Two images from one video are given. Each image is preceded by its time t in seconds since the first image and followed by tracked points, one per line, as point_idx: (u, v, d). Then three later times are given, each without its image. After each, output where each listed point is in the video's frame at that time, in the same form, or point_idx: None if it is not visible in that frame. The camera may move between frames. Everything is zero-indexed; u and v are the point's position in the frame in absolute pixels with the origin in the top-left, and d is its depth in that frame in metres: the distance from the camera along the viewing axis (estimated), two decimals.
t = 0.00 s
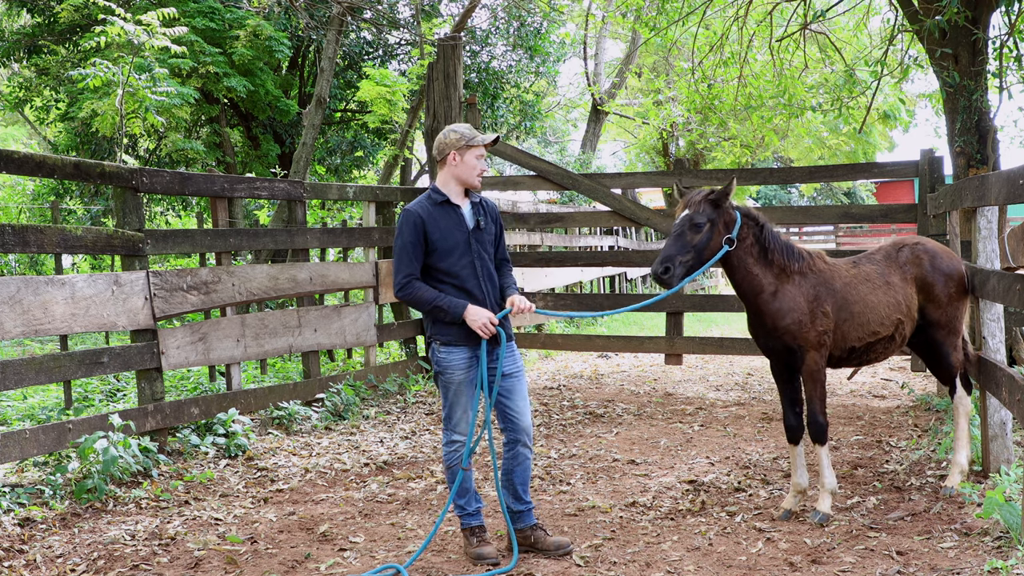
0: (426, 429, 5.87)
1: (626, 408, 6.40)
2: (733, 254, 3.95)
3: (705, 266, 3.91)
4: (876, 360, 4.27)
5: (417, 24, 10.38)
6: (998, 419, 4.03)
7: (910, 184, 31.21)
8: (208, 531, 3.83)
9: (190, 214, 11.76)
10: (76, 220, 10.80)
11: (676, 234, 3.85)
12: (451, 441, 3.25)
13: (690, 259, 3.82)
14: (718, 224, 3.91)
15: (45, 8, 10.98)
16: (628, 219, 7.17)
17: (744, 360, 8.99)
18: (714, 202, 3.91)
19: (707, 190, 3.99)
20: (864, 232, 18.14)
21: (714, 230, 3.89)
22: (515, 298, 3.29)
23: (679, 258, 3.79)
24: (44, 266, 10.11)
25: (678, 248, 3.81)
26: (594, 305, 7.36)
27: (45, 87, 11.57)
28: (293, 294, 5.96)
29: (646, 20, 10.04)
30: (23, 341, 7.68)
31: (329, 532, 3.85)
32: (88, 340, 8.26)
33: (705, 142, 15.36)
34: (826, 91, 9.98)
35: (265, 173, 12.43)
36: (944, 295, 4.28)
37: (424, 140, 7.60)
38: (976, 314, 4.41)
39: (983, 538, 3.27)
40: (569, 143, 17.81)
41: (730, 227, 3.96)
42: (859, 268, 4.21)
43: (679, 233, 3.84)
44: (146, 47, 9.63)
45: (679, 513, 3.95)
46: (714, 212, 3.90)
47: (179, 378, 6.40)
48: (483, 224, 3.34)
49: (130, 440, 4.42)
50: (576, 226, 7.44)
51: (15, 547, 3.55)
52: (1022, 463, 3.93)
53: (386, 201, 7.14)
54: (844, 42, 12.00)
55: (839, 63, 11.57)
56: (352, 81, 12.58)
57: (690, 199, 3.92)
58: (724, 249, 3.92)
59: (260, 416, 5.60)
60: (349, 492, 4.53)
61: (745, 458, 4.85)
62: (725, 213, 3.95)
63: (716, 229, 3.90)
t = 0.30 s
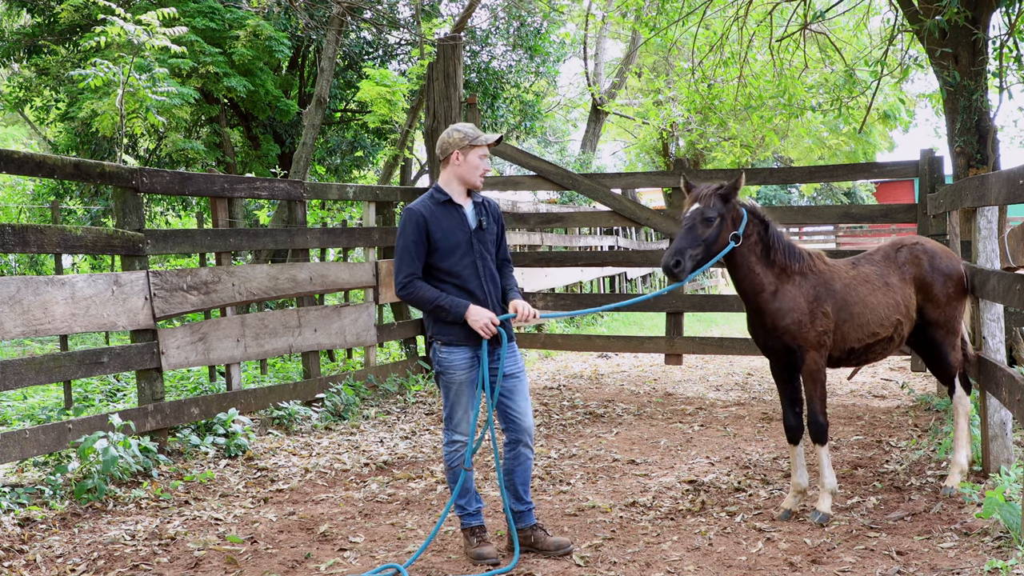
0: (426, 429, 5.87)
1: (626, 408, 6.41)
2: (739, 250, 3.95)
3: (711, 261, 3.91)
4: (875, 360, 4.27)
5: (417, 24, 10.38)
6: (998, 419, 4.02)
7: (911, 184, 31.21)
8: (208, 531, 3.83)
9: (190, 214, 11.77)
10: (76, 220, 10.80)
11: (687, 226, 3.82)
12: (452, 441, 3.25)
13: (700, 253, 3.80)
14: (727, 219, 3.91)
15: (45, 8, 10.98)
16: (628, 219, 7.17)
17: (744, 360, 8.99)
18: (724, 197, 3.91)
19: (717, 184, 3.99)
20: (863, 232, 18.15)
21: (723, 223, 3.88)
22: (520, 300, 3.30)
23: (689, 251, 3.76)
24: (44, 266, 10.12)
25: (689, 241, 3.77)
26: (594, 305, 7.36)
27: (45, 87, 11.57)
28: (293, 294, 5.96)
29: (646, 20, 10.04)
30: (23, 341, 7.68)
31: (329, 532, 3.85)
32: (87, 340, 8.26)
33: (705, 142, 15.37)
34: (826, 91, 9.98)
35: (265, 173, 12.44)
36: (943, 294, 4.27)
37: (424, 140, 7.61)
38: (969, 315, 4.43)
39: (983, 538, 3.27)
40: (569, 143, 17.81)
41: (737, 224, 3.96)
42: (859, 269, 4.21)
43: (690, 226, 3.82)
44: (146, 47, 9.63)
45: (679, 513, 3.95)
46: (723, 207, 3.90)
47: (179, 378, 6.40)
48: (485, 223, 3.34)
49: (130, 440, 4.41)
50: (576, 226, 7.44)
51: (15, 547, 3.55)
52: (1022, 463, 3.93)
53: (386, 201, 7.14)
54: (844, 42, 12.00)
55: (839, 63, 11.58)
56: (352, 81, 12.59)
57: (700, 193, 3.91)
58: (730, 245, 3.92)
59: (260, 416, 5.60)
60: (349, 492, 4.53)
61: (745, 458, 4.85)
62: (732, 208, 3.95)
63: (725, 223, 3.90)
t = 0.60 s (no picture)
0: (426, 429, 5.87)
1: (626, 408, 6.41)
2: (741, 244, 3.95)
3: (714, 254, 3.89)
4: (875, 360, 4.27)
5: (417, 24, 10.37)
6: (998, 419, 4.02)
7: (910, 184, 31.21)
8: (208, 531, 3.83)
9: (190, 214, 11.77)
10: (76, 220, 10.80)
11: (695, 215, 3.82)
12: (451, 441, 3.25)
13: (706, 243, 3.80)
14: (734, 213, 3.90)
15: (45, 8, 10.98)
16: (628, 219, 7.17)
17: (744, 360, 8.99)
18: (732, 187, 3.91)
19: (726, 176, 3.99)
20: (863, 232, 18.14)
21: (731, 215, 3.88)
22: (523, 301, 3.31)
23: (696, 240, 3.76)
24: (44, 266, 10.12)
25: (696, 229, 3.78)
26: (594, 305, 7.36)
27: (45, 87, 11.58)
28: (293, 294, 5.96)
29: (646, 19, 10.03)
30: (23, 341, 7.68)
31: (329, 532, 3.85)
32: (88, 340, 8.26)
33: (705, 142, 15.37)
34: (826, 91, 9.97)
35: (265, 173, 12.44)
36: (942, 294, 4.28)
37: (424, 140, 7.60)
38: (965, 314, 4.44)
39: (983, 538, 3.27)
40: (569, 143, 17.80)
41: (743, 218, 3.95)
42: (859, 269, 4.21)
43: (699, 214, 3.81)
44: (146, 47, 9.63)
45: (679, 513, 3.95)
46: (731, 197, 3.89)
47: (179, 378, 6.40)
48: (487, 224, 3.34)
49: (130, 440, 4.41)
50: (576, 226, 7.44)
51: (15, 547, 3.55)
52: (1022, 463, 3.93)
53: (386, 200, 7.14)
54: (844, 42, 11.99)
55: (839, 63, 11.57)
56: (352, 81, 12.61)
57: (709, 182, 3.90)
58: (733, 239, 3.91)
59: (260, 416, 5.60)
60: (349, 492, 4.53)
61: (745, 458, 4.85)
62: (738, 202, 3.94)
63: (731, 216, 3.89)
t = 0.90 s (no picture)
0: (426, 429, 5.87)
1: (626, 408, 6.40)
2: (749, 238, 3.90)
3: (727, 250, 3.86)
4: (873, 359, 4.27)
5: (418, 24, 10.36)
6: (998, 419, 4.02)
7: (910, 184, 31.22)
8: (208, 531, 3.83)
9: (190, 214, 11.77)
10: (76, 220, 10.80)
11: (723, 207, 3.73)
12: (455, 441, 3.25)
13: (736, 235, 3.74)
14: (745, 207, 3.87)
15: (45, 9, 10.97)
16: (628, 219, 7.17)
17: (744, 360, 8.99)
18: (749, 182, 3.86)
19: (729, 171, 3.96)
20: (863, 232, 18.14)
21: (745, 210, 3.84)
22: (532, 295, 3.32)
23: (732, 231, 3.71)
24: (44, 266, 10.12)
25: (729, 221, 3.71)
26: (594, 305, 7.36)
27: (45, 87, 11.58)
28: (293, 294, 5.96)
29: (646, 19, 10.03)
30: (23, 341, 7.67)
31: (329, 532, 3.85)
32: (87, 340, 8.26)
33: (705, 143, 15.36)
34: (826, 90, 9.97)
35: (265, 173, 12.44)
36: (942, 294, 4.28)
37: (424, 140, 7.60)
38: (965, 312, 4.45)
39: (983, 538, 3.27)
40: (569, 143, 17.80)
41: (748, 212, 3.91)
42: (857, 268, 4.21)
43: (726, 207, 3.73)
44: (146, 47, 9.63)
45: (679, 513, 3.95)
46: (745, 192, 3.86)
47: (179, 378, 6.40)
48: (492, 226, 3.36)
49: (130, 440, 4.41)
50: (576, 226, 7.44)
51: (15, 547, 3.55)
52: (1022, 463, 3.93)
53: (386, 201, 7.14)
54: (844, 42, 11.99)
55: (839, 63, 11.57)
56: (352, 81, 12.61)
57: (721, 177, 3.86)
58: (744, 233, 3.86)
59: (260, 416, 5.60)
60: (349, 492, 4.53)
61: (745, 458, 4.85)
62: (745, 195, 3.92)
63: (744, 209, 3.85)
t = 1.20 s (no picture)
0: (426, 429, 5.87)
1: (626, 408, 6.40)
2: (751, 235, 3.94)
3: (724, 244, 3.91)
4: (874, 359, 4.27)
5: (418, 24, 10.36)
6: (998, 419, 4.02)
7: (910, 184, 31.24)
8: (208, 531, 3.83)
9: (190, 214, 11.77)
10: (76, 220, 10.80)
11: (708, 200, 3.85)
12: (468, 443, 3.20)
13: (720, 228, 3.81)
14: (743, 202, 3.92)
15: (45, 9, 10.97)
16: (628, 219, 7.17)
17: (743, 360, 9.00)
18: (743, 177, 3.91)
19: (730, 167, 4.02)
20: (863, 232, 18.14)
21: (742, 203, 3.90)
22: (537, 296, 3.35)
23: (710, 224, 3.78)
24: (44, 266, 10.12)
25: (709, 214, 3.80)
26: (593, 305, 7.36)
27: (45, 87, 11.58)
28: (293, 294, 5.96)
29: (647, 19, 10.03)
30: (23, 341, 7.67)
31: (329, 532, 3.85)
32: (88, 340, 8.26)
33: (705, 142, 15.37)
34: (826, 91, 9.97)
35: (265, 173, 12.44)
36: (943, 294, 4.28)
37: (424, 140, 7.59)
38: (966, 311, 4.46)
39: (983, 538, 3.27)
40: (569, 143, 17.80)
41: (751, 208, 3.96)
42: (859, 268, 4.21)
43: (712, 200, 3.84)
44: (146, 46, 9.62)
45: (679, 513, 3.95)
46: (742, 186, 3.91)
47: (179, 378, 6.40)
48: (506, 227, 3.35)
49: (130, 440, 4.41)
50: (576, 226, 7.44)
51: (15, 547, 3.55)
52: (1022, 463, 3.93)
53: (386, 200, 7.14)
54: (844, 42, 12.00)
55: (839, 63, 11.58)
56: (352, 81, 12.62)
57: (718, 171, 3.95)
58: (744, 229, 3.91)
59: (260, 416, 5.60)
60: (349, 492, 4.53)
61: (745, 458, 4.85)
62: (748, 191, 3.96)
63: (741, 204, 3.91)
